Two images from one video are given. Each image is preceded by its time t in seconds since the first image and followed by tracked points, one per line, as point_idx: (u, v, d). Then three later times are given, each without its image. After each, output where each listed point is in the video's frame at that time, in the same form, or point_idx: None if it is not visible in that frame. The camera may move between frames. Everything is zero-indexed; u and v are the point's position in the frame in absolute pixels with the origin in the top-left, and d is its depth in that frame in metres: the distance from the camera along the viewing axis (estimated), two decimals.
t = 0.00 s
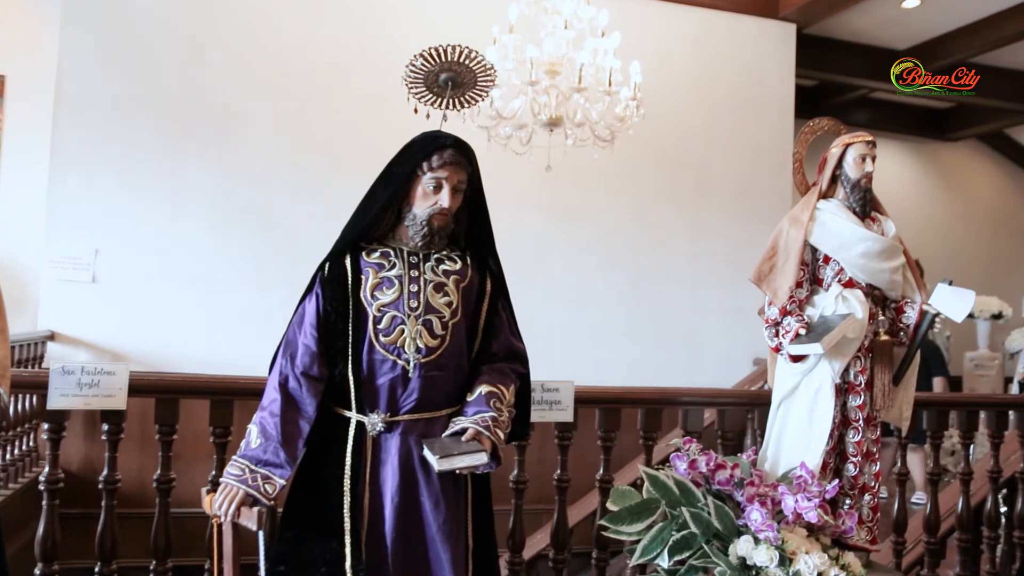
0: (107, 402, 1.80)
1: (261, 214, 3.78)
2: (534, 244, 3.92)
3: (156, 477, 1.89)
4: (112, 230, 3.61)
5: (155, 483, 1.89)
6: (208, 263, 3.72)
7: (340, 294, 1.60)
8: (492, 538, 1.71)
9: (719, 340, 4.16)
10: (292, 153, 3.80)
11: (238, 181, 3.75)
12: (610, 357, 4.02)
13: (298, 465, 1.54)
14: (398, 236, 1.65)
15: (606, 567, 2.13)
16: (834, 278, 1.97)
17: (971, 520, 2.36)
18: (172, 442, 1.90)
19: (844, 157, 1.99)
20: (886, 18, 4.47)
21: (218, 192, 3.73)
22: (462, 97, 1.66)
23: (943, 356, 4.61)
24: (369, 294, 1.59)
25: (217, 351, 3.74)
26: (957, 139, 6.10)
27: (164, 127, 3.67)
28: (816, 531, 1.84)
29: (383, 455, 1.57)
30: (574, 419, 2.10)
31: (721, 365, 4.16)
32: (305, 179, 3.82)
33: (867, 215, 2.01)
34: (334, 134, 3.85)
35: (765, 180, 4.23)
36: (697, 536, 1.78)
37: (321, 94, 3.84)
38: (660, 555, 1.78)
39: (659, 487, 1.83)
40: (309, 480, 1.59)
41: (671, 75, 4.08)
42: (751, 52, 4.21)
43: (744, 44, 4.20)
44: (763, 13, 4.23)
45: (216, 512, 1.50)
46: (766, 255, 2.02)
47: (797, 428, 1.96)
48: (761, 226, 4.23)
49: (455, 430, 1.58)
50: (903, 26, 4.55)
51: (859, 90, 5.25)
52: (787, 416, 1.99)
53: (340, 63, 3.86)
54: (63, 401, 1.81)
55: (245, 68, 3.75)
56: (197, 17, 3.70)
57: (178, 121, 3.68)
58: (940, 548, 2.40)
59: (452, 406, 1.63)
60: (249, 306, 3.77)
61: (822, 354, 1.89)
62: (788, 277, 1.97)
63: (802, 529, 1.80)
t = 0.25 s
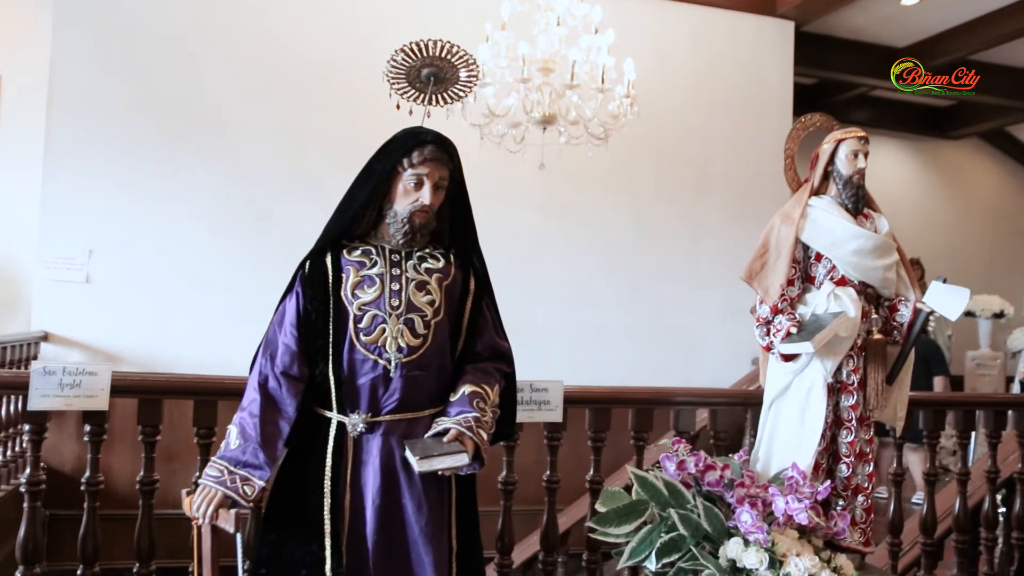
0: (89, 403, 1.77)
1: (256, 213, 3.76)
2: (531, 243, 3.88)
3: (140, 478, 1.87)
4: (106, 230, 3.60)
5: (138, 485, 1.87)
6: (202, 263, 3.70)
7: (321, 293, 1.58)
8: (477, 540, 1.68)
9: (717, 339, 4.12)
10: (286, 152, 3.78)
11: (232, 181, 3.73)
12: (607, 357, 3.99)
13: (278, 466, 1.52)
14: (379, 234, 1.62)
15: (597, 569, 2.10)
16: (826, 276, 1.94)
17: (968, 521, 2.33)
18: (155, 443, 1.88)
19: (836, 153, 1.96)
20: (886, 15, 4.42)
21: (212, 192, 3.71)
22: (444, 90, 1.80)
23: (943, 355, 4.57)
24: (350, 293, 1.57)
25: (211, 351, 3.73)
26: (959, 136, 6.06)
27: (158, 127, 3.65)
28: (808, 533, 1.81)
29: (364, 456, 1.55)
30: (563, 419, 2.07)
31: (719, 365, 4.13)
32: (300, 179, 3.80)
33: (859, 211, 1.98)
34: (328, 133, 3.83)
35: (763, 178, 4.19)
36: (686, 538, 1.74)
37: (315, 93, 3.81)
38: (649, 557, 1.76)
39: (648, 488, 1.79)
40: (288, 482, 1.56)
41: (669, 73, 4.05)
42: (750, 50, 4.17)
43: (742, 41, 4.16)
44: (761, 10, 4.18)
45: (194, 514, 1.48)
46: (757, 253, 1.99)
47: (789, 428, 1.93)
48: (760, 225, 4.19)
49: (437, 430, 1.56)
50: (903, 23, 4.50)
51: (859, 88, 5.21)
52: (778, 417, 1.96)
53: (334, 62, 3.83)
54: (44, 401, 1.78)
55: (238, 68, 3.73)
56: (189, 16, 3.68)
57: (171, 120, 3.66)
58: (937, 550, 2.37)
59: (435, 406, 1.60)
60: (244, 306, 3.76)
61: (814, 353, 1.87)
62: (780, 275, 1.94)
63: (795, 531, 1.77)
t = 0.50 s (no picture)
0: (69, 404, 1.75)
1: (248, 214, 3.74)
2: (526, 243, 3.86)
3: (122, 480, 1.85)
4: (98, 231, 3.58)
5: (120, 487, 1.84)
6: (195, 264, 3.69)
7: (300, 291, 1.56)
8: (460, 541, 1.66)
9: (714, 339, 4.09)
10: (279, 153, 3.77)
11: (224, 182, 3.71)
12: (604, 357, 3.96)
13: (256, 467, 1.50)
14: (360, 232, 1.60)
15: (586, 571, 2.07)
16: (817, 274, 1.91)
17: (963, 521, 2.31)
18: (137, 444, 1.86)
19: (826, 149, 1.94)
20: (882, 14, 4.39)
21: (205, 193, 3.69)
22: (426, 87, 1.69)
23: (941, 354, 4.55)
24: (330, 291, 1.55)
25: (204, 351, 3.71)
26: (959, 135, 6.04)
27: (150, 127, 3.64)
28: (798, 534, 1.78)
29: (344, 456, 1.53)
30: (551, 419, 2.05)
31: (715, 365, 4.10)
32: (293, 179, 3.79)
33: (850, 208, 1.95)
34: (321, 133, 3.81)
35: (759, 177, 4.17)
36: (673, 540, 1.72)
37: (308, 93, 3.79)
38: (635, 559, 1.71)
39: (636, 489, 1.76)
40: (268, 483, 1.54)
41: (664, 72, 4.02)
42: (746, 49, 4.14)
43: (737, 40, 4.13)
44: (757, 8, 4.16)
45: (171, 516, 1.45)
46: (747, 250, 1.97)
47: (779, 428, 1.90)
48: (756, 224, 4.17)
49: (418, 430, 1.53)
50: (901, 21, 4.47)
51: (857, 87, 5.18)
52: (768, 417, 1.93)
53: (326, 62, 3.81)
54: (24, 402, 1.76)
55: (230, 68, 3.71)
56: (181, 17, 3.66)
57: (164, 121, 3.65)
58: (932, 551, 2.35)
59: (417, 406, 1.58)
60: (237, 307, 3.74)
61: (804, 351, 1.84)
62: (769, 272, 1.91)
63: (784, 532, 1.75)
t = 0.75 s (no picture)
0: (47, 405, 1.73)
1: (240, 214, 3.73)
2: (519, 244, 3.84)
3: (101, 482, 1.82)
4: (89, 233, 3.57)
5: (99, 489, 1.82)
6: (187, 264, 3.67)
7: (277, 290, 1.53)
8: (442, 543, 1.64)
9: (709, 338, 4.07)
10: (270, 153, 3.75)
11: (216, 182, 3.70)
12: (598, 358, 3.94)
13: (233, 468, 1.48)
14: (338, 230, 1.58)
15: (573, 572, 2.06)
16: (805, 271, 1.88)
17: (956, 522, 2.28)
18: (117, 445, 1.83)
19: (814, 146, 1.92)
20: (877, 13, 4.38)
21: (196, 194, 3.68)
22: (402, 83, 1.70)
23: (938, 354, 4.53)
24: (307, 290, 1.53)
25: (196, 352, 3.69)
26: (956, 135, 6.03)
27: (140, 128, 3.62)
28: (786, 536, 1.76)
29: (322, 457, 1.51)
30: (537, 420, 2.03)
31: (711, 365, 4.08)
32: (284, 179, 3.77)
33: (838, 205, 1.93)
34: (313, 134, 3.80)
35: (754, 177, 4.14)
36: (657, 541, 1.69)
37: (299, 94, 3.78)
38: (619, 562, 1.69)
39: (621, 490, 1.74)
40: (245, 484, 1.52)
41: (658, 71, 4.00)
42: (740, 48, 4.11)
43: (731, 39, 4.11)
44: (751, 8, 4.13)
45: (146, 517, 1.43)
46: (734, 248, 1.94)
47: (767, 428, 1.88)
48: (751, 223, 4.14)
49: (397, 431, 1.51)
50: (896, 20, 4.45)
51: (853, 87, 5.17)
52: (756, 416, 1.91)
53: (318, 62, 3.79)
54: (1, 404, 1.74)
55: (221, 68, 3.70)
56: (172, 18, 3.65)
57: (155, 122, 3.63)
58: (925, 552, 2.33)
59: (396, 406, 1.56)
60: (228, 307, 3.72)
61: (791, 350, 1.82)
62: (757, 270, 1.89)
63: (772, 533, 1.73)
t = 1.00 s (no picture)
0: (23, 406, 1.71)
1: (232, 215, 3.72)
2: (513, 244, 3.83)
3: (79, 484, 1.80)
4: (80, 234, 3.55)
5: (77, 491, 1.79)
6: (179, 264, 3.66)
7: (252, 289, 1.52)
8: (421, 545, 1.62)
9: (703, 338, 4.05)
10: (261, 154, 3.74)
11: (208, 183, 3.68)
12: (592, 358, 3.92)
13: (207, 469, 1.46)
14: (315, 229, 1.56)
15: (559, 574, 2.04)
16: (790, 270, 1.86)
17: (947, 523, 2.27)
18: (96, 447, 1.82)
19: (800, 143, 1.90)
20: (872, 12, 4.35)
21: (187, 195, 3.66)
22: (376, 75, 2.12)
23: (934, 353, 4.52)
24: (282, 289, 1.51)
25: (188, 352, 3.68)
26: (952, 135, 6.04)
27: (131, 129, 3.61)
28: (771, 538, 1.74)
29: (298, 458, 1.49)
30: (522, 421, 2.01)
31: (706, 364, 4.05)
32: (276, 179, 3.76)
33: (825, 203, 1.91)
34: (304, 134, 3.78)
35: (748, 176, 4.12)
36: (639, 543, 1.67)
37: (291, 94, 3.77)
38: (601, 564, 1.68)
39: (604, 492, 1.72)
40: (220, 486, 1.50)
41: (652, 71, 3.99)
42: (734, 47, 4.10)
43: (724, 38, 4.08)
44: (744, 7, 4.11)
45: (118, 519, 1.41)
46: (719, 247, 1.92)
47: (753, 429, 1.86)
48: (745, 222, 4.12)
49: (373, 432, 1.49)
50: (891, 18, 4.43)
51: (848, 86, 5.15)
52: (742, 417, 1.88)
53: (309, 62, 3.78)
54: None
55: (212, 68, 3.69)
56: (163, 18, 3.64)
57: (146, 123, 3.62)
58: (915, 553, 2.31)
59: (373, 407, 1.54)
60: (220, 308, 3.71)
61: (776, 350, 1.79)
62: (742, 269, 1.87)
63: (757, 535, 1.70)
